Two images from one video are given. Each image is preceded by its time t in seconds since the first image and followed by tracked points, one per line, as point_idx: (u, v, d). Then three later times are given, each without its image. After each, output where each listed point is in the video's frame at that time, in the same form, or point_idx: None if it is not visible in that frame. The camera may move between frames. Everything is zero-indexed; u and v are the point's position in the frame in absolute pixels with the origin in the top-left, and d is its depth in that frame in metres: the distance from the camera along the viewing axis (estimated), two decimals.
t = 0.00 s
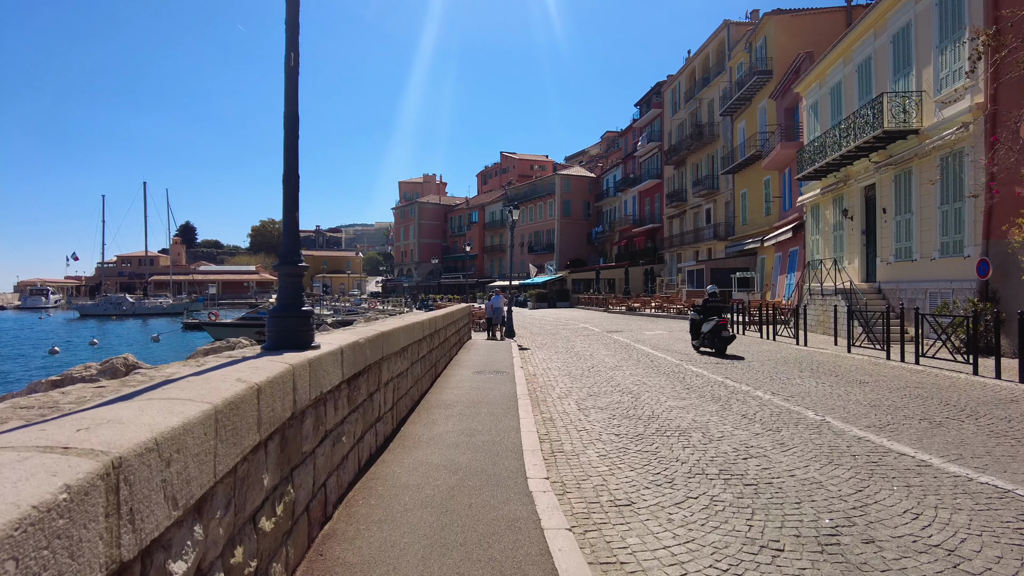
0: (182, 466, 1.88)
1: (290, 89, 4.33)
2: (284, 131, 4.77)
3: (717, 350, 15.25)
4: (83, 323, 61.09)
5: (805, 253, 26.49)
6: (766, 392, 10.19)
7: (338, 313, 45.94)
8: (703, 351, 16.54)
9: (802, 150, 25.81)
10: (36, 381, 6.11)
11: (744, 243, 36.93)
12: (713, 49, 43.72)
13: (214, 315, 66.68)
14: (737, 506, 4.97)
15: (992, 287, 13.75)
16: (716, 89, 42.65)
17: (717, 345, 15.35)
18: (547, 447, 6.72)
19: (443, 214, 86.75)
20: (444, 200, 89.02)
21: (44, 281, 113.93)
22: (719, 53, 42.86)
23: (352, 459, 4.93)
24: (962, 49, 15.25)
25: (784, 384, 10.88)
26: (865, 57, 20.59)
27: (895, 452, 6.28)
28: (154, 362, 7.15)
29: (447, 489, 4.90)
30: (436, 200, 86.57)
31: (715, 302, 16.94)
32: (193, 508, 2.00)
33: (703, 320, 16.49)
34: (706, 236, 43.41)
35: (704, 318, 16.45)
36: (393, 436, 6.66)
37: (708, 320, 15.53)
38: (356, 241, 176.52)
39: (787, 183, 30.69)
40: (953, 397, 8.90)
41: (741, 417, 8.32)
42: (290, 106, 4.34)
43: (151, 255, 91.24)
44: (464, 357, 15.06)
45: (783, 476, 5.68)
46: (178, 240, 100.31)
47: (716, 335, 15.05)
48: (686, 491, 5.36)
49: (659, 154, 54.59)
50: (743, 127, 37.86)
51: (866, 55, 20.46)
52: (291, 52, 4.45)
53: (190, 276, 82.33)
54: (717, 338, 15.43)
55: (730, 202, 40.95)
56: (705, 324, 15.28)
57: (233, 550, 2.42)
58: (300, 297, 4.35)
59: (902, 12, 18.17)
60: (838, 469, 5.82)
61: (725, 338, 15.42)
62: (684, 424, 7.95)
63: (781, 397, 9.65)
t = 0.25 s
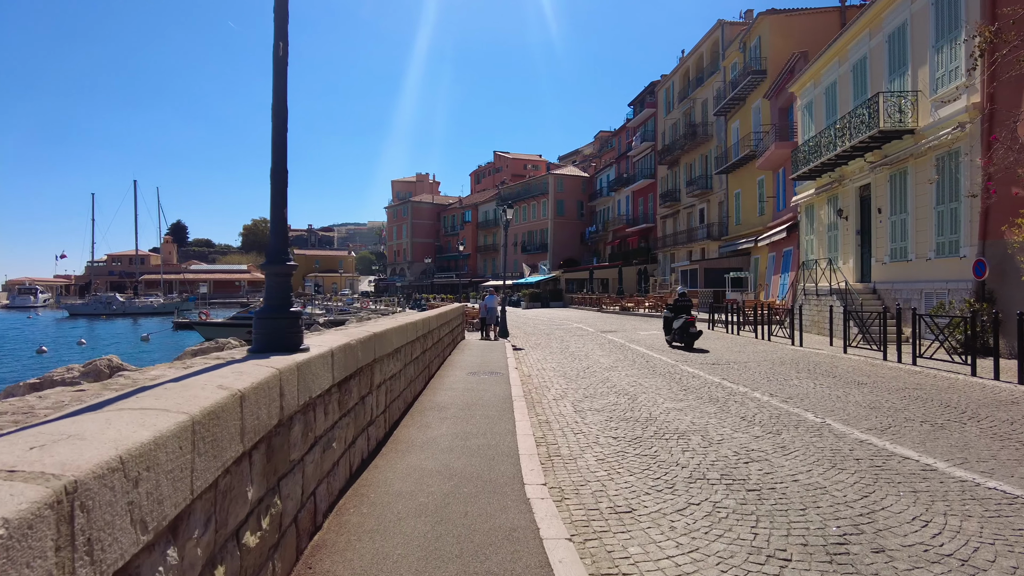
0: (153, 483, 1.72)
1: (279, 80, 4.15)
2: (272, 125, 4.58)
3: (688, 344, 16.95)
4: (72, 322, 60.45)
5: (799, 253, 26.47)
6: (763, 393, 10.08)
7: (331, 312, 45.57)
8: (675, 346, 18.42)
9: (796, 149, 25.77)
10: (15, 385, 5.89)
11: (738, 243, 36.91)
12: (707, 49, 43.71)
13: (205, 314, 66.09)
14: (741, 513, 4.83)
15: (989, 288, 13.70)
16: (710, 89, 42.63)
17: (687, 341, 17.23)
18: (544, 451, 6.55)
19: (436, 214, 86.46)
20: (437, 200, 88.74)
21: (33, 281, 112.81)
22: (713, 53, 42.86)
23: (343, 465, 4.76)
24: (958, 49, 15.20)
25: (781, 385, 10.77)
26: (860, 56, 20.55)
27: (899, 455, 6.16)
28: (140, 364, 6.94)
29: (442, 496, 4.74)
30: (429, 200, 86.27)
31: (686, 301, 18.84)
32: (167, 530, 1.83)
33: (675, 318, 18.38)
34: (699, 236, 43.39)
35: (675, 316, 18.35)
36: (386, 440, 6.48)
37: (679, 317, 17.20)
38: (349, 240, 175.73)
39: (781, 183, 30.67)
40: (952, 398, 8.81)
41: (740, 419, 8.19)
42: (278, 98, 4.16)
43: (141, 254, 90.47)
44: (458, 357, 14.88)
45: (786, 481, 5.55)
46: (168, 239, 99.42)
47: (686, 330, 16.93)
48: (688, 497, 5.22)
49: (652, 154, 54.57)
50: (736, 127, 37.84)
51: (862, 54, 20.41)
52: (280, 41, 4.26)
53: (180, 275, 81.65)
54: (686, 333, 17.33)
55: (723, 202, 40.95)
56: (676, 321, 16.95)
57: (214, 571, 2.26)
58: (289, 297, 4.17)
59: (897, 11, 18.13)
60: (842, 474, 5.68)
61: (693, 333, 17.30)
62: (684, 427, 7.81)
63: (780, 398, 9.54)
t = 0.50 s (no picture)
0: (118, 498, 1.54)
1: (266, 66, 3.96)
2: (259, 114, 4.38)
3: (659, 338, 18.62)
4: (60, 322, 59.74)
5: (793, 253, 26.43)
6: (762, 393, 9.94)
7: (323, 312, 45.15)
8: (649, 340, 20.08)
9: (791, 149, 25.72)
10: None
11: (731, 243, 36.88)
12: (700, 48, 43.69)
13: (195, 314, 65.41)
14: (748, 519, 4.66)
15: (985, 287, 13.65)
16: (703, 89, 42.61)
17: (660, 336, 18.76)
18: (542, 454, 6.38)
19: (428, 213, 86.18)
20: (430, 199, 88.45)
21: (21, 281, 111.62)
22: (706, 53, 42.84)
23: (334, 470, 4.57)
24: (953, 47, 15.14)
25: (780, 385, 10.64)
26: (855, 55, 20.49)
27: (906, 458, 6.01)
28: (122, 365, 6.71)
29: (437, 503, 4.55)
30: (421, 199, 85.97)
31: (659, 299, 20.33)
32: (134, 553, 1.64)
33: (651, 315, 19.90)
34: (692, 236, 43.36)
35: (651, 313, 19.87)
36: (378, 443, 6.29)
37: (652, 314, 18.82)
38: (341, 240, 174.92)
39: (775, 183, 30.64)
40: (953, 399, 8.71)
41: (740, 420, 8.04)
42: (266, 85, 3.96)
43: (131, 254, 89.65)
44: (451, 358, 14.68)
45: (792, 485, 5.39)
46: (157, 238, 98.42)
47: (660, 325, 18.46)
48: (692, 502, 5.06)
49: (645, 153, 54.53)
50: (730, 126, 37.82)
51: (856, 53, 20.36)
52: (268, 26, 4.07)
53: (171, 275, 80.95)
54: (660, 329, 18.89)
55: (716, 202, 40.94)
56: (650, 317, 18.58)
57: None
58: (276, 294, 3.97)
59: (892, 9, 18.06)
60: (849, 477, 5.53)
61: (666, 329, 18.84)
62: (683, 428, 7.66)
63: (779, 399, 9.40)
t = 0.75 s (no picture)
0: (73, 534, 1.36)
1: (257, 57, 3.77)
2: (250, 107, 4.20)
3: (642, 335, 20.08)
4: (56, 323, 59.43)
5: (793, 253, 26.31)
6: (767, 396, 9.78)
7: (320, 313, 44.91)
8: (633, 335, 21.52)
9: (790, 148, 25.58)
10: None
11: (730, 242, 36.76)
12: (699, 47, 43.58)
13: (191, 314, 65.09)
14: (761, 530, 4.47)
15: (990, 287, 13.50)
16: (702, 88, 42.49)
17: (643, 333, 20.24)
18: (544, 461, 6.19)
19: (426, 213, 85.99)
20: (427, 199, 88.24)
21: (17, 281, 111.26)
22: (705, 52, 42.74)
23: (329, 480, 4.39)
24: (956, 44, 14.99)
25: (784, 387, 10.48)
26: (856, 54, 20.36)
27: (920, 464, 5.82)
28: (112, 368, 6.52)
29: (438, 514, 4.36)
30: (419, 199, 85.75)
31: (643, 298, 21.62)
32: None
33: (634, 313, 21.44)
34: (691, 235, 43.23)
35: (634, 310, 21.31)
36: (375, 450, 6.11)
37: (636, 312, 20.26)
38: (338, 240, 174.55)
39: (774, 182, 30.51)
40: (962, 402, 8.55)
41: (746, 424, 7.86)
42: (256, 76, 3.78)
43: (127, 254, 89.30)
44: (450, 359, 14.51)
45: (803, 494, 5.20)
46: (153, 238, 97.97)
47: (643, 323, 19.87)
48: (702, 512, 4.88)
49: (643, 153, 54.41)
50: (728, 126, 37.71)
51: (857, 51, 20.22)
52: (258, 16, 3.88)
53: (167, 276, 80.66)
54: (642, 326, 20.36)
55: (715, 202, 40.82)
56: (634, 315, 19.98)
57: None
58: (267, 297, 3.78)
59: (894, 7, 17.92)
60: (864, 484, 5.34)
61: (648, 326, 20.29)
62: (688, 432, 7.48)
63: (785, 401, 9.24)
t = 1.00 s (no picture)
0: (24, 573, 1.20)
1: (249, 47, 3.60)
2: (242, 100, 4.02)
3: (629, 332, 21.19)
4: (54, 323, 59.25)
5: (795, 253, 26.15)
6: (773, 398, 9.62)
7: (319, 313, 44.74)
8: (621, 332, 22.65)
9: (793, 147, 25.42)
10: None
11: (731, 242, 36.61)
12: (700, 46, 43.42)
13: (190, 314, 64.91)
14: (775, 541, 4.30)
15: (997, 288, 13.35)
16: (703, 87, 42.33)
17: (629, 330, 21.44)
18: (548, 466, 6.03)
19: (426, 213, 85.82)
20: (427, 199, 88.07)
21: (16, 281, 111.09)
22: (705, 51, 42.59)
23: (326, 489, 4.22)
24: (962, 42, 14.82)
25: (790, 390, 10.32)
26: (860, 52, 20.19)
27: (936, 470, 5.65)
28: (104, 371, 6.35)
29: (439, 525, 4.19)
30: (418, 199, 85.58)
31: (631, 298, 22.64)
32: None
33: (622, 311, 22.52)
34: (691, 235, 43.08)
35: (622, 309, 22.41)
36: (374, 455, 5.94)
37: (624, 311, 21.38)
38: (338, 240, 174.28)
39: (776, 182, 30.35)
40: (973, 405, 8.39)
41: (753, 428, 7.68)
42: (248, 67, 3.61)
43: (126, 254, 89.09)
44: (451, 360, 14.35)
45: (816, 501, 5.03)
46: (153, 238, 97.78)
47: (628, 321, 21.06)
48: (713, 521, 4.71)
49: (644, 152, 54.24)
50: (730, 125, 37.55)
51: (861, 49, 20.05)
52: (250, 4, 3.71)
53: (167, 276, 80.47)
54: (629, 325, 21.50)
55: (716, 201, 40.65)
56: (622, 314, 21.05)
57: None
58: (260, 300, 3.61)
59: (898, 5, 17.74)
60: (879, 491, 5.16)
61: (635, 324, 21.43)
62: (694, 436, 7.31)
63: (791, 404, 9.08)
